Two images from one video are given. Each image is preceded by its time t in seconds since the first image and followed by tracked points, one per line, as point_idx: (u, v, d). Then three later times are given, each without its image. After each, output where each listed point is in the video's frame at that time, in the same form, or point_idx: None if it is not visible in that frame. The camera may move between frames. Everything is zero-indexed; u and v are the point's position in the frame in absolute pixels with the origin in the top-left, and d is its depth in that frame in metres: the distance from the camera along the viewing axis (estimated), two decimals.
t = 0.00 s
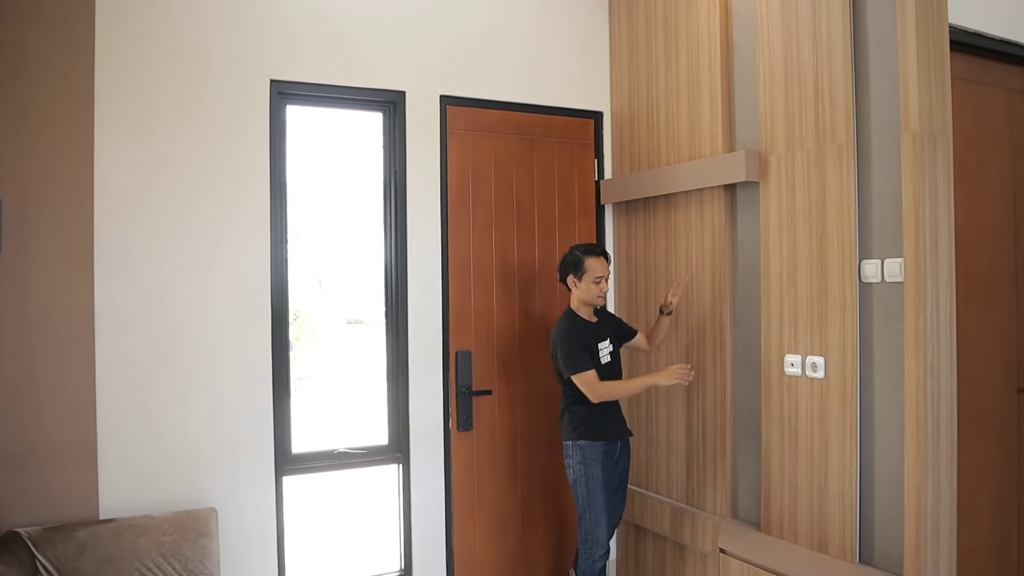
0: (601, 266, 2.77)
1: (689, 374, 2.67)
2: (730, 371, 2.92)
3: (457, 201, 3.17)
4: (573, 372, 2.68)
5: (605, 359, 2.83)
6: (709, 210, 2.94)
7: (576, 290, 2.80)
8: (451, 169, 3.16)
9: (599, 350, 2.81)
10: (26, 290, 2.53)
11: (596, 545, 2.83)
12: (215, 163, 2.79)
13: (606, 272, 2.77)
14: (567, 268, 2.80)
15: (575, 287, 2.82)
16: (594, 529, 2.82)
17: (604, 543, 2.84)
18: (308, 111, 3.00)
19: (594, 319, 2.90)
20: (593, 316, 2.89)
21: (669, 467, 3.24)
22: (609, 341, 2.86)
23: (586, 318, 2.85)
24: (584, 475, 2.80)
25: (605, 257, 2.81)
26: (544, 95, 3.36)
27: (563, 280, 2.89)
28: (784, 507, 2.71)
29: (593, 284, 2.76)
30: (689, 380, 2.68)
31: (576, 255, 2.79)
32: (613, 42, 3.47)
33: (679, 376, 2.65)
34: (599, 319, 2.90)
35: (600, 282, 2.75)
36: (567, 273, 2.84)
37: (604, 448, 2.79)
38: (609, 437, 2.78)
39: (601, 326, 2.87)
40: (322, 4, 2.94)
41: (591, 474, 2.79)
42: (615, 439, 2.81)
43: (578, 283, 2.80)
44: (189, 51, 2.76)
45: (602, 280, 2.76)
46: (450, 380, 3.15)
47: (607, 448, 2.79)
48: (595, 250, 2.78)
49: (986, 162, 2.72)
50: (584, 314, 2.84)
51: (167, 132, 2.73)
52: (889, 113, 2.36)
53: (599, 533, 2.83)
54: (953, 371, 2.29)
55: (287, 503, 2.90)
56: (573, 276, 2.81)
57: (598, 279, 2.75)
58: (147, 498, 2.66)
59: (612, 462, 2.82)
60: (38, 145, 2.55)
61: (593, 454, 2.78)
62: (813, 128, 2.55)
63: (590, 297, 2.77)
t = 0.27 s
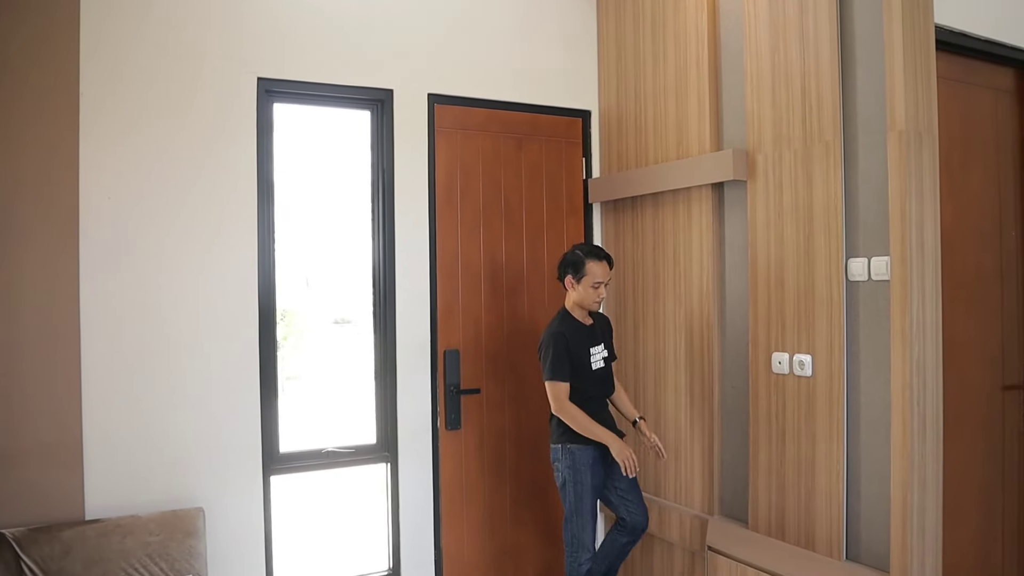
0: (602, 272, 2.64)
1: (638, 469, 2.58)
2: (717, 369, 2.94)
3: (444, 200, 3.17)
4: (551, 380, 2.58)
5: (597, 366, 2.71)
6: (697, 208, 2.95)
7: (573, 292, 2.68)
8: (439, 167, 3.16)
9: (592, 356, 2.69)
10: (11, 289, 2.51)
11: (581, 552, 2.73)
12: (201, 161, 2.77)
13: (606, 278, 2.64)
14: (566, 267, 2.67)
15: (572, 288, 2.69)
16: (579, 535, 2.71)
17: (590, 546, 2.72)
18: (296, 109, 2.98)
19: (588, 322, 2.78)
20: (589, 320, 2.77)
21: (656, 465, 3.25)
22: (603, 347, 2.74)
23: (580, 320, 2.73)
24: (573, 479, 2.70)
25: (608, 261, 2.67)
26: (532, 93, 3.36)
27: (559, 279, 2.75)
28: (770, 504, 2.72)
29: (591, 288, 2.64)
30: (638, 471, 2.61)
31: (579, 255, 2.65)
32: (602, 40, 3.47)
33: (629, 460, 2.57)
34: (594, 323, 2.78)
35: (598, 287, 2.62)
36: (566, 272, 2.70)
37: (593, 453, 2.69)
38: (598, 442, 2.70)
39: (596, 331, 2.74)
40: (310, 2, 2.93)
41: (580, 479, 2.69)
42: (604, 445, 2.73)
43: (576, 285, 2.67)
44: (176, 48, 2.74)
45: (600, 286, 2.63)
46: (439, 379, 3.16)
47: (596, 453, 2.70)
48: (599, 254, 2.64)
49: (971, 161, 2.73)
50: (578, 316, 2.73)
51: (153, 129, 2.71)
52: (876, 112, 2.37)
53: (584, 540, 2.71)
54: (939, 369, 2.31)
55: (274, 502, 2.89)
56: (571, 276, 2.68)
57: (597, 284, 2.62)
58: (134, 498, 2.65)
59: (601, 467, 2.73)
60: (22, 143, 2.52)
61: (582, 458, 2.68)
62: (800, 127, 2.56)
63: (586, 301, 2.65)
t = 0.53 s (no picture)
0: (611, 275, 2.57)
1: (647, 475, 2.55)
2: (708, 368, 2.95)
3: (436, 200, 3.18)
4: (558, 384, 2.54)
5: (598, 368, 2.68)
6: (688, 208, 2.96)
7: (578, 292, 2.62)
8: (431, 168, 3.17)
9: (595, 358, 2.66)
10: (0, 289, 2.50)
11: (575, 552, 2.71)
12: (192, 161, 2.76)
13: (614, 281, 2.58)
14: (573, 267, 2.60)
15: (578, 288, 2.62)
16: (574, 535, 2.69)
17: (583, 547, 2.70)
18: (287, 108, 2.98)
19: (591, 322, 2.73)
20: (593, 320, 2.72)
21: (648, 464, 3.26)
22: (605, 348, 2.73)
23: (583, 321, 2.68)
24: (570, 481, 2.67)
25: (616, 263, 2.60)
26: (524, 93, 3.37)
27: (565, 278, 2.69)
28: (761, 503, 2.74)
29: (598, 290, 2.58)
30: (647, 477, 2.57)
31: (586, 256, 2.57)
32: (593, 41, 3.48)
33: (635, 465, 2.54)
34: (599, 324, 2.75)
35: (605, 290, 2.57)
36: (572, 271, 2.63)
37: (591, 455, 2.66)
38: (597, 445, 2.65)
39: (600, 333, 2.72)
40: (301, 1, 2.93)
41: (576, 481, 2.66)
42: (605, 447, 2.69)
43: (583, 286, 2.60)
44: (167, 47, 2.73)
45: (608, 289, 2.58)
46: (431, 378, 3.16)
47: (595, 455, 2.66)
48: (607, 256, 2.57)
49: (959, 162, 2.75)
50: (581, 317, 2.68)
51: (144, 129, 2.70)
52: (866, 113, 2.38)
53: (578, 540, 2.70)
54: (929, 368, 2.33)
55: (266, 502, 2.89)
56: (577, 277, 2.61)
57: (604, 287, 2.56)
58: (125, 499, 2.64)
59: (599, 469, 2.70)
60: (11, 141, 2.51)
61: (580, 461, 2.65)
62: (791, 127, 2.57)
63: (592, 303, 2.59)
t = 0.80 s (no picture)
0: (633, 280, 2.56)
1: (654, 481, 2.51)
2: (702, 367, 2.96)
3: (429, 200, 3.18)
4: (572, 387, 2.53)
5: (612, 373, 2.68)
6: (681, 207, 2.97)
7: (600, 296, 2.60)
8: (425, 167, 3.17)
9: (610, 363, 2.65)
10: None
11: (575, 551, 2.72)
12: (185, 161, 2.76)
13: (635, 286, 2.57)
14: (596, 270, 2.58)
15: (600, 292, 2.60)
16: (575, 534, 2.70)
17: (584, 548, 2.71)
18: (281, 108, 2.97)
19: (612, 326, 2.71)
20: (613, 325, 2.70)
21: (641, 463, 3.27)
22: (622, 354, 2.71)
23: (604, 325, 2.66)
24: (576, 480, 2.67)
25: (637, 268, 2.59)
26: (518, 93, 3.37)
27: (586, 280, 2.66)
28: (754, 501, 2.75)
29: (619, 294, 2.57)
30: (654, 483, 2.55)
31: (608, 260, 2.56)
32: (587, 40, 3.49)
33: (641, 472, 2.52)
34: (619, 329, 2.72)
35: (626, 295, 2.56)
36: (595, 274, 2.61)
37: (598, 456, 2.65)
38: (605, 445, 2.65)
39: (618, 338, 2.70)
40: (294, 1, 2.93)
41: (583, 480, 2.66)
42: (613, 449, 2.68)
43: (605, 290, 2.58)
44: (160, 46, 2.73)
45: (628, 293, 2.57)
46: (424, 377, 3.17)
47: (602, 455, 2.65)
48: (628, 260, 2.56)
49: (950, 162, 2.76)
50: (602, 321, 2.66)
51: (137, 128, 2.69)
52: (858, 113, 2.39)
53: (579, 539, 2.70)
54: (920, 367, 2.34)
55: (260, 502, 2.89)
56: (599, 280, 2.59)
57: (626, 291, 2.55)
58: (118, 499, 2.64)
59: (606, 469, 2.69)
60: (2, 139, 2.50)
61: (586, 460, 2.65)
62: (783, 127, 2.58)
63: (612, 307, 2.58)
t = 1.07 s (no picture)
0: (681, 301, 2.45)
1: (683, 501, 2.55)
2: (696, 366, 2.97)
3: (423, 200, 3.18)
4: (606, 399, 2.53)
5: (639, 390, 2.62)
6: (675, 205, 2.97)
7: (646, 315, 2.51)
8: (418, 167, 3.17)
9: (638, 381, 2.60)
10: None
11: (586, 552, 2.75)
12: (178, 159, 2.76)
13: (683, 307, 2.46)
14: (642, 288, 2.50)
15: (646, 311, 2.52)
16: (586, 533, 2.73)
17: (596, 549, 2.73)
18: (275, 106, 2.97)
19: (654, 348, 2.63)
20: (655, 345, 2.62)
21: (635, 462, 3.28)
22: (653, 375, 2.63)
23: (646, 345, 2.59)
24: (588, 478, 2.72)
25: (687, 289, 2.49)
26: (512, 92, 3.37)
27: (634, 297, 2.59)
28: (748, 499, 2.76)
29: (666, 315, 2.47)
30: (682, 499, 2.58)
31: (657, 278, 2.47)
32: (581, 40, 3.50)
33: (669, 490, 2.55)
34: (659, 350, 2.63)
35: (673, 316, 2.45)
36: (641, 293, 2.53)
37: (610, 454, 2.69)
38: (619, 445, 2.69)
39: (654, 359, 2.62)
40: None
41: (594, 478, 2.70)
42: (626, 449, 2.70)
43: (651, 309, 2.50)
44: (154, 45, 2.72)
45: (676, 316, 2.46)
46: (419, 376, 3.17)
47: (614, 453, 2.69)
48: (678, 280, 2.46)
49: (943, 161, 2.77)
50: (644, 341, 2.58)
51: (130, 126, 2.69)
52: (852, 113, 2.40)
53: (591, 540, 2.73)
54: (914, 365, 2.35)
55: (253, 501, 2.89)
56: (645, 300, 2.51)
57: (672, 312, 2.45)
58: (112, 499, 2.64)
59: (620, 470, 2.71)
60: None
61: (598, 458, 2.69)
62: (777, 127, 2.58)
63: (659, 328, 2.48)
